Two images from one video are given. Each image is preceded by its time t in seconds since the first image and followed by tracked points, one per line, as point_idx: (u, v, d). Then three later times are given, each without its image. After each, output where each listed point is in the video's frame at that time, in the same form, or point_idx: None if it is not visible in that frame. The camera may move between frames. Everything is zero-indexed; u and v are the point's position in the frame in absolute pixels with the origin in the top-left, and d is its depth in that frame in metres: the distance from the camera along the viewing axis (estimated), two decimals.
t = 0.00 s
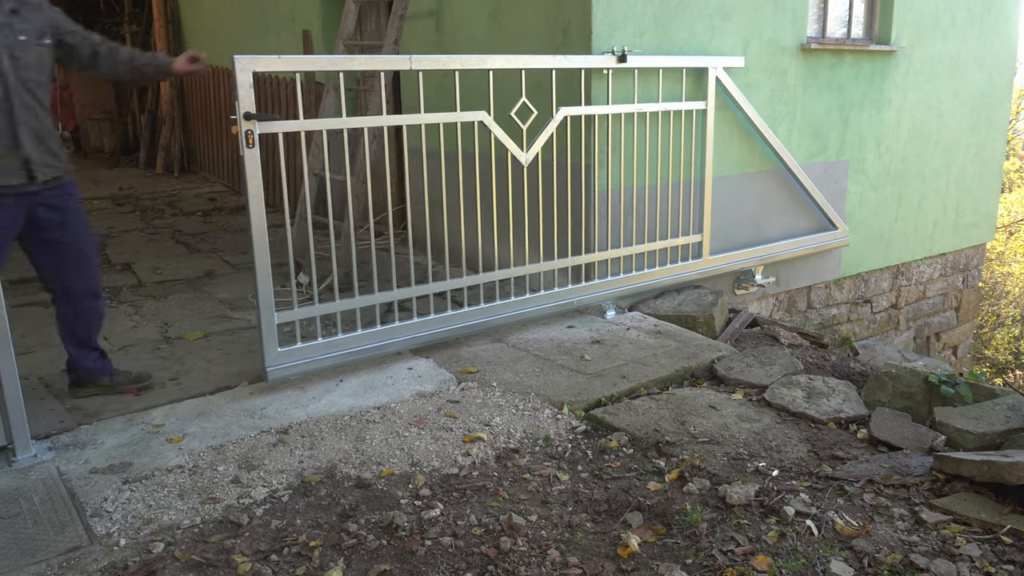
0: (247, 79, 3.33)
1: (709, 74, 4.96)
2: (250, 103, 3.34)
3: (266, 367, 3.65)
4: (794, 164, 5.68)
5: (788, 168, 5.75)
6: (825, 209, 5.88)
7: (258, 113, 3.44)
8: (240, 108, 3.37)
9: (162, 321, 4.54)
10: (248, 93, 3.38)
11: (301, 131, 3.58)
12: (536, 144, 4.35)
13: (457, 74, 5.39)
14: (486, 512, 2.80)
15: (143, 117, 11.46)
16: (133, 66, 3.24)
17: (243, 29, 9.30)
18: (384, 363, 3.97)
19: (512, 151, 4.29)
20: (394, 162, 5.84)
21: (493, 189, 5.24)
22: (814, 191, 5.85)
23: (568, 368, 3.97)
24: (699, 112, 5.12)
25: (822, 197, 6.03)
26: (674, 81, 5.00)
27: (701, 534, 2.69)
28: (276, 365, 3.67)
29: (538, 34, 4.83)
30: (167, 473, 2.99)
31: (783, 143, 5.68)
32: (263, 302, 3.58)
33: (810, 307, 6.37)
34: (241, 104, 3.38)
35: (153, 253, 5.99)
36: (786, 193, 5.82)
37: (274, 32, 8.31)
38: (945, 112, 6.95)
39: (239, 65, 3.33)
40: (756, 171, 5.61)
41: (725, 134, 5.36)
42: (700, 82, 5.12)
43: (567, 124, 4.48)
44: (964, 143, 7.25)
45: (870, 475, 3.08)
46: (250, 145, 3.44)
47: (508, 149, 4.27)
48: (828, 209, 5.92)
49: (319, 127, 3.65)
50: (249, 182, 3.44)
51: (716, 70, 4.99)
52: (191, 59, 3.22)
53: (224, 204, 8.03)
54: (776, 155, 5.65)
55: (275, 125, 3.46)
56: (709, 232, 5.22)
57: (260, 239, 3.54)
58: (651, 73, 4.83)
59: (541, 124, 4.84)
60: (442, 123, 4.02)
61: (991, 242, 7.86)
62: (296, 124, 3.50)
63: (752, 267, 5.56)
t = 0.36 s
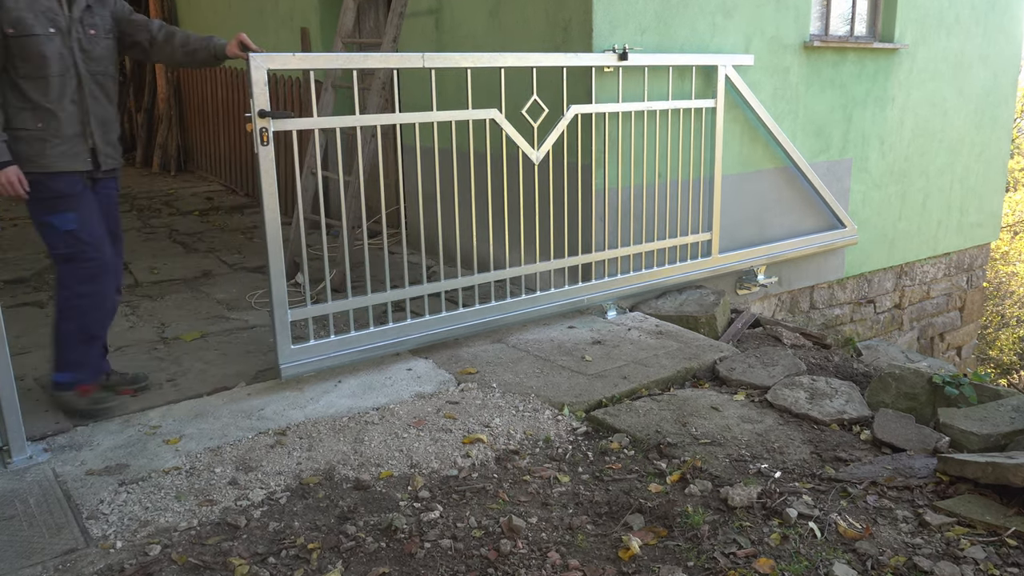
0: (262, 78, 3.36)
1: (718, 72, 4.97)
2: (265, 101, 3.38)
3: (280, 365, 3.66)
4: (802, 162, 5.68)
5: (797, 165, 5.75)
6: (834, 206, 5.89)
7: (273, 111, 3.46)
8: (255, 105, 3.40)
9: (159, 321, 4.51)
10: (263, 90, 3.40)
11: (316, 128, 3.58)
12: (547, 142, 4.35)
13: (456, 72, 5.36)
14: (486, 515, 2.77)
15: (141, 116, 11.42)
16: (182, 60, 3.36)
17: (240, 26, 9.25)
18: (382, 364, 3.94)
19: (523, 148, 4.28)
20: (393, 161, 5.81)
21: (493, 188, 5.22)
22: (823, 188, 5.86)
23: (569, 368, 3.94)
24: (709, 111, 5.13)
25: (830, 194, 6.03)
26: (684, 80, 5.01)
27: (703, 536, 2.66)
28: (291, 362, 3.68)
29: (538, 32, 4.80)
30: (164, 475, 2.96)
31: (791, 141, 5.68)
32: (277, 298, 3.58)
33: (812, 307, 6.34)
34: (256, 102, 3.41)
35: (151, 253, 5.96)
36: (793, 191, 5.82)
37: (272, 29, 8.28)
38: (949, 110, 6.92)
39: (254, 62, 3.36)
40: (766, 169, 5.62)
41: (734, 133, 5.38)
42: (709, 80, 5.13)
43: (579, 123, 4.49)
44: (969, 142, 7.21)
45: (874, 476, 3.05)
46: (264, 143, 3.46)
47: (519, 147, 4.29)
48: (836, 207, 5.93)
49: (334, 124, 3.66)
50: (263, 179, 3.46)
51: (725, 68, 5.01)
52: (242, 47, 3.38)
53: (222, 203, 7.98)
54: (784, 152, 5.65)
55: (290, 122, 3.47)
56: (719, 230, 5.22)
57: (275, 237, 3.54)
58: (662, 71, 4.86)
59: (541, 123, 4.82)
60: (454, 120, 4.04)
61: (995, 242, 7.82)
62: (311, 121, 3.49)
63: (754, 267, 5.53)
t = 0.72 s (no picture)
0: (288, 76, 3.39)
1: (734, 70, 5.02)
2: (292, 98, 3.41)
3: (303, 360, 3.70)
4: (815, 159, 5.73)
5: (809, 163, 5.80)
6: (846, 203, 5.93)
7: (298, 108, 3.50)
8: (281, 102, 3.44)
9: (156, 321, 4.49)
10: (287, 88, 3.43)
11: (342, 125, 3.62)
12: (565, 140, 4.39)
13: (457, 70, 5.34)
14: (486, 517, 2.74)
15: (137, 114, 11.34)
16: (212, 60, 3.58)
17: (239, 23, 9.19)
18: (381, 365, 3.91)
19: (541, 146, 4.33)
20: (392, 160, 5.78)
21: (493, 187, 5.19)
22: (835, 185, 5.89)
23: (570, 369, 3.91)
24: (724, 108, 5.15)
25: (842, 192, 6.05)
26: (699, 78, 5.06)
27: (704, 539, 2.63)
28: (314, 357, 3.73)
29: (538, 30, 4.78)
30: (160, 477, 2.93)
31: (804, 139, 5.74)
32: (303, 293, 3.63)
33: (815, 307, 6.32)
34: (282, 99, 3.45)
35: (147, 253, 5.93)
36: (806, 189, 5.86)
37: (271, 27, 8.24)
38: (953, 109, 6.89)
39: (280, 60, 3.40)
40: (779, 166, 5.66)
41: (749, 130, 5.42)
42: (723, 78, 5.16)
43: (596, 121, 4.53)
44: (973, 140, 7.18)
45: (877, 478, 3.02)
46: (289, 140, 3.49)
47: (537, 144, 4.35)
48: (849, 204, 5.97)
49: (359, 121, 3.68)
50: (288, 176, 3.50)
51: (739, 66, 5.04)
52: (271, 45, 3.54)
53: (220, 203, 7.96)
54: (797, 150, 5.70)
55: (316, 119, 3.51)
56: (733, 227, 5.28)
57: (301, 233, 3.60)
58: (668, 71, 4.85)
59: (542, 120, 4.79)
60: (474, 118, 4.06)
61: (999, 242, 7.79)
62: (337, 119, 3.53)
63: (756, 267, 5.50)
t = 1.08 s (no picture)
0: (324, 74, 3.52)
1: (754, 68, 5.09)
2: (328, 95, 3.54)
3: (339, 352, 3.78)
4: (832, 157, 5.82)
5: (826, 159, 5.89)
6: (862, 199, 6.03)
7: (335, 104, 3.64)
8: (319, 99, 3.58)
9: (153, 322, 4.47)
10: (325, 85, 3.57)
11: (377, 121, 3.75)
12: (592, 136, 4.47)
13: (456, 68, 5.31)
14: (486, 519, 2.72)
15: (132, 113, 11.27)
16: (252, 59, 3.75)
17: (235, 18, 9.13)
18: (380, 365, 3.89)
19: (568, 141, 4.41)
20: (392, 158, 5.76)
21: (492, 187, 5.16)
22: (851, 181, 5.98)
23: (570, 370, 3.88)
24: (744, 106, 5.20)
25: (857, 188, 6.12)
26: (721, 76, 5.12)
27: (706, 541, 2.61)
28: (349, 349, 3.80)
29: (538, 28, 4.75)
30: (157, 479, 2.90)
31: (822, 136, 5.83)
32: (337, 287, 3.71)
33: (818, 307, 6.29)
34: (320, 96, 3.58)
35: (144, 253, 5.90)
36: (823, 185, 5.95)
37: (268, 23, 8.20)
38: (957, 107, 6.86)
39: (319, 58, 3.52)
40: (797, 163, 5.75)
41: (769, 128, 5.50)
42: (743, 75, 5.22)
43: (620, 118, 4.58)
44: (977, 139, 7.15)
45: (880, 480, 2.99)
46: (326, 135, 3.64)
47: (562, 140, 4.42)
48: (864, 200, 6.06)
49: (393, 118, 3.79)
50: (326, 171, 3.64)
51: (761, 64, 5.11)
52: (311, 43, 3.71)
53: (217, 202, 7.94)
54: (815, 148, 5.80)
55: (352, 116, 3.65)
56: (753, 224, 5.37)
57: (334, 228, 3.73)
58: (671, 67, 4.82)
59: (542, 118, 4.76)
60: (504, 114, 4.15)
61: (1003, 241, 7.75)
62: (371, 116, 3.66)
63: (758, 267, 5.48)
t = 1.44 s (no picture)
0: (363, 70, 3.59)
1: (774, 66, 5.13)
2: (366, 91, 3.60)
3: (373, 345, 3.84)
4: (850, 153, 5.87)
5: (843, 156, 5.94)
6: (880, 199, 6.07)
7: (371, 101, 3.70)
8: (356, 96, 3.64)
9: (150, 322, 4.45)
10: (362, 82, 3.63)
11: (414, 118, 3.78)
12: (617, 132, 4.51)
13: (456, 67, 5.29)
14: (485, 521, 2.69)
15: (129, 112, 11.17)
16: (285, 54, 3.90)
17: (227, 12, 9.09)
18: (379, 366, 3.86)
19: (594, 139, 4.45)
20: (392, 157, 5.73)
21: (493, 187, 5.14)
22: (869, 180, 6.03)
23: (571, 371, 3.86)
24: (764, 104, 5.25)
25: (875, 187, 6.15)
26: (741, 73, 5.17)
27: (708, 543, 2.58)
28: (383, 342, 3.86)
29: (538, 25, 4.73)
30: (154, 480, 2.88)
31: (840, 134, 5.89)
32: (371, 280, 3.78)
33: (821, 307, 6.26)
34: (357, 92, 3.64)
35: (140, 253, 5.87)
36: (840, 181, 6.01)
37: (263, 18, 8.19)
38: (961, 106, 6.83)
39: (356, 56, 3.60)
40: (817, 160, 5.82)
41: (789, 125, 5.57)
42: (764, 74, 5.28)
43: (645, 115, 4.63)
44: (981, 138, 7.12)
45: (884, 482, 2.96)
46: (364, 131, 3.68)
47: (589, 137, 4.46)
48: (882, 200, 6.10)
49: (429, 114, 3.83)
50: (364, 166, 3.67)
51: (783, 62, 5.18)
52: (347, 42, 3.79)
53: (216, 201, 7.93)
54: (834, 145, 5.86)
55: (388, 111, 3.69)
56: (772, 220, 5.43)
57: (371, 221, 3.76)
58: (674, 66, 4.78)
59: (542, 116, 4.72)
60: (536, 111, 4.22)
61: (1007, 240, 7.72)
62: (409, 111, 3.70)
63: (761, 267, 5.45)
